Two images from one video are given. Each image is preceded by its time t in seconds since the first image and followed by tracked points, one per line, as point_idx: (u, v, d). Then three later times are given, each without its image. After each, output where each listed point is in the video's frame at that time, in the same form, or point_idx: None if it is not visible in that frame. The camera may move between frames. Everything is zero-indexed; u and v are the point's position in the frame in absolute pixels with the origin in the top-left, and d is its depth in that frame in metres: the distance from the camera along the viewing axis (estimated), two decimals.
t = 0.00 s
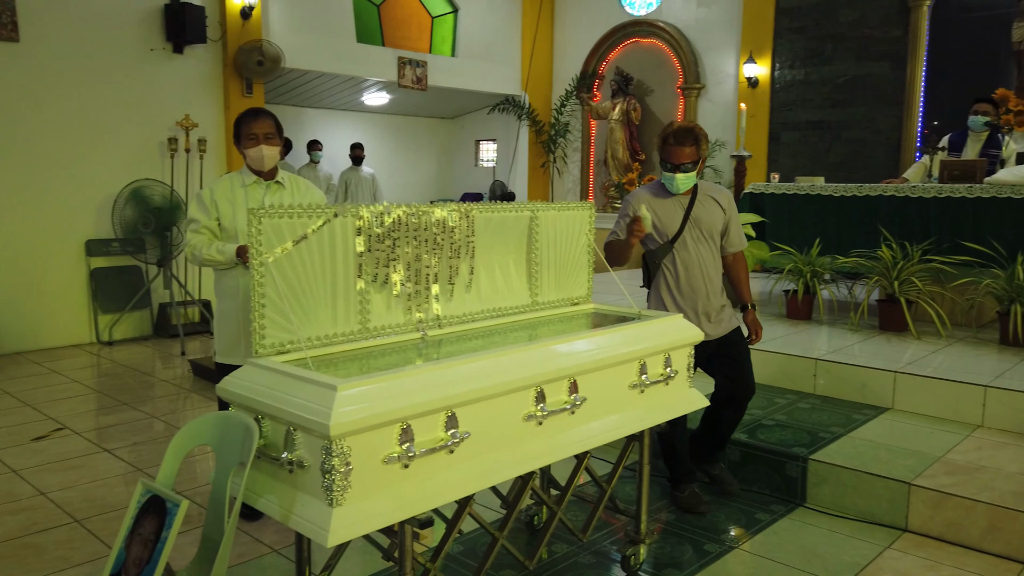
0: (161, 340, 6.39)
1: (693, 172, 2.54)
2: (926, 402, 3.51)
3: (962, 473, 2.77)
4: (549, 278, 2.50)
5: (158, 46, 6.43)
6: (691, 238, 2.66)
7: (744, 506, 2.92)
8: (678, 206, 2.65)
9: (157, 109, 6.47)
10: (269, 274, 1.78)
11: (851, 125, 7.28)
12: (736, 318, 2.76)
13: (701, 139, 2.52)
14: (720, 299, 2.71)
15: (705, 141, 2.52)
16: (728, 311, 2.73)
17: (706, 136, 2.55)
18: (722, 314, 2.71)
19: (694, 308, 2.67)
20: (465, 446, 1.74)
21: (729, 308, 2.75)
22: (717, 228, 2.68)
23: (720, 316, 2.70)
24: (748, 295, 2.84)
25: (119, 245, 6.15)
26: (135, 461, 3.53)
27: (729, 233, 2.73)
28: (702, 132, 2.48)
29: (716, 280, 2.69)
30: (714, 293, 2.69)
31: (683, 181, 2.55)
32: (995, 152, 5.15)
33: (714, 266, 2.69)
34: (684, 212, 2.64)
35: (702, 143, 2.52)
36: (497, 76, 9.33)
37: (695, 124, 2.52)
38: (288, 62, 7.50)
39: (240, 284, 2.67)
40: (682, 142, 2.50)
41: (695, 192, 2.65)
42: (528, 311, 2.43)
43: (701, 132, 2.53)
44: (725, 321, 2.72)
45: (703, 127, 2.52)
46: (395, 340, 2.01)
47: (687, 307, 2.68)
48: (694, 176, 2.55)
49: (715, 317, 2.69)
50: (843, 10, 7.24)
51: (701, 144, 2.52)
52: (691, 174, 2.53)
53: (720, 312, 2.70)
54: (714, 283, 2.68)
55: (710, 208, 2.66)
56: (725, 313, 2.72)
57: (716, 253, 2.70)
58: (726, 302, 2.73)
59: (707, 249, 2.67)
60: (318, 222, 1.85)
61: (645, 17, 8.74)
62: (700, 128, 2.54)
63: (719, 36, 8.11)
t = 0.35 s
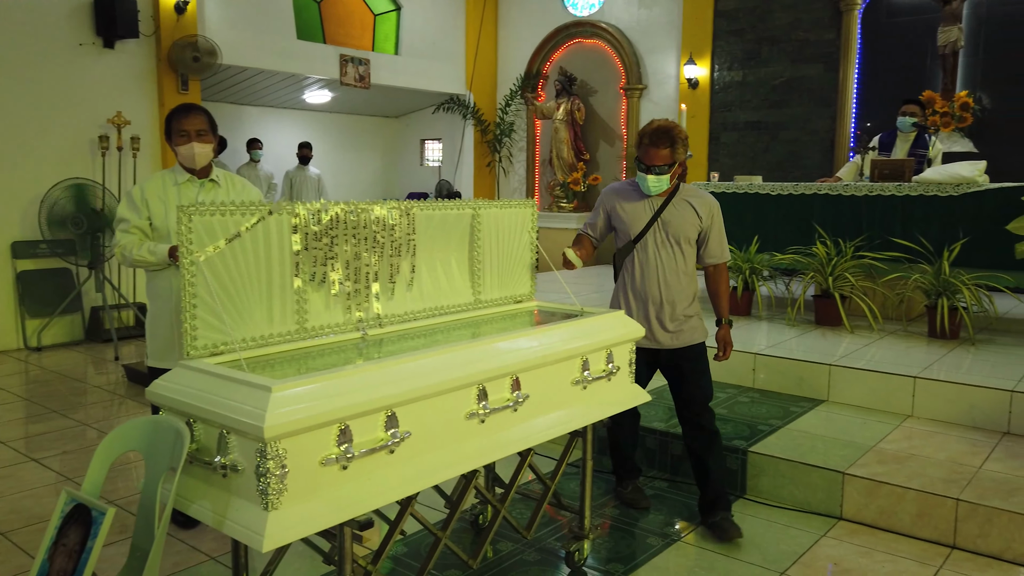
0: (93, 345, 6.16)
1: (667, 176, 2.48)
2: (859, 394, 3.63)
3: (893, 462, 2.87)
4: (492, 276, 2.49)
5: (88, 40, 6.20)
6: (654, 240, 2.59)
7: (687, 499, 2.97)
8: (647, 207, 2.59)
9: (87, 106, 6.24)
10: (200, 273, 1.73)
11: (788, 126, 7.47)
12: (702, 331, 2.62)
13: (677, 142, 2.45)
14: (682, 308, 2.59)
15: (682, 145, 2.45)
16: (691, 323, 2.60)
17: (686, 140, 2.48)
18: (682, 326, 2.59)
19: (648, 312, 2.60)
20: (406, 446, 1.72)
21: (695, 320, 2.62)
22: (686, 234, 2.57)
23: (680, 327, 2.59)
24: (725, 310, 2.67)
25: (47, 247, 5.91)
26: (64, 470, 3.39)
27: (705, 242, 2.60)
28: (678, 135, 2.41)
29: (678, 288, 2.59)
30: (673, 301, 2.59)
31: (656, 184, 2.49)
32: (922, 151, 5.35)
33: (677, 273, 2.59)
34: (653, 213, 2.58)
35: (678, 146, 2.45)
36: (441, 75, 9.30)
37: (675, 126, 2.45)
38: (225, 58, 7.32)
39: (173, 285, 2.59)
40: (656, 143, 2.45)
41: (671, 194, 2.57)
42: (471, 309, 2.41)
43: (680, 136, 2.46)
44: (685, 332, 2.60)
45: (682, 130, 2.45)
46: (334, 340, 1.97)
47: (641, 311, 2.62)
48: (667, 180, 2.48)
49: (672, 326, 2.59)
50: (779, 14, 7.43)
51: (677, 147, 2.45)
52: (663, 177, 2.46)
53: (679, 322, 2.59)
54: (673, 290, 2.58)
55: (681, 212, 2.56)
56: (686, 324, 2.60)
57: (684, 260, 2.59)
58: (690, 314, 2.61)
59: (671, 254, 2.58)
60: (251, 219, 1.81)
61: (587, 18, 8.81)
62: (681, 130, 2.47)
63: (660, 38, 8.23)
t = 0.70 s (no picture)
0: (36, 349, 5.96)
1: (657, 171, 2.41)
2: (809, 387, 3.70)
3: (841, 454, 2.93)
4: (447, 273, 2.46)
5: (28, 34, 6.00)
6: (644, 236, 2.50)
7: (642, 495, 2.99)
8: (638, 201, 2.49)
9: (28, 101, 6.04)
10: (141, 272, 1.67)
11: (739, 125, 7.59)
12: (692, 332, 2.51)
13: (668, 135, 2.38)
14: (670, 308, 2.49)
15: (672, 138, 2.37)
16: (681, 324, 2.50)
17: (678, 133, 2.40)
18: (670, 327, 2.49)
19: (633, 311, 2.52)
20: (357, 446, 1.69)
21: (687, 321, 2.50)
22: (678, 230, 2.46)
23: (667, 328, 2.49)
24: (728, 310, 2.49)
25: None
26: (4, 478, 3.27)
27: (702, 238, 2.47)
28: (666, 128, 2.35)
29: (667, 287, 2.48)
30: (661, 300, 2.49)
31: (646, 178, 2.43)
32: (869, 151, 5.49)
33: (666, 270, 2.48)
34: (642, 207, 2.49)
35: (668, 139, 2.38)
36: (395, 72, 9.23)
37: (667, 117, 2.38)
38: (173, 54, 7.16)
39: (116, 285, 2.52)
40: (645, 136, 2.39)
41: (665, 187, 2.47)
42: (425, 307, 2.39)
43: (671, 127, 2.38)
44: (673, 334, 2.50)
45: (672, 122, 2.37)
46: (284, 339, 1.93)
47: (627, 308, 2.54)
48: (656, 174, 2.41)
49: (657, 326, 2.49)
50: (730, 16, 7.54)
51: (667, 139, 2.38)
52: (652, 172, 2.40)
53: (665, 323, 2.49)
54: (661, 289, 2.48)
55: (673, 207, 2.45)
56: (673, 325, 2.49)
57: (675, 257, 2.47)
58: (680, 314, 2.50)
59: (660, 251, 2.48)
60: (195, 216, 1.76)
61: (542, 17, 8.83)
62: (674, 121, 2.39)
63: (615, 38, 8.29)
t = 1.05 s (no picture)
0: None
1: (642, 166, 2.29)
2: (769, 383, 3.75)
3: (800, 447, 2.97)
4: (407, 271, 2.44)
5: None
6: (623, 236, 2.39)
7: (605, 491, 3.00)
8: (620, 199, 2.39)
9: None
10: (88, 270, 1.62)
11: (699, 125, 7.67)
12: (669, 338, 2.40)
13: (653, 129, 2.27)
14: (647, 312, 2.38)
15: (658, 132, 2.26)
16: (658, 329, 2.38)
17: (665, 129, 2.30)
18: (645, 331, 2.38)
19: (610, 313, 2.42)
20: (314, 446, 1.66)
21: (664, 326, 2.39)
22: (658, 231, 2.34)
23: (643, 332, 2.38)
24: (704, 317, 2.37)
25: None
26: None
27: (683, 241, 2.35)
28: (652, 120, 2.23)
29: (645, 289, 2.37)
30: (637, 303, 2.38)
31: (630, 174, 2.31)
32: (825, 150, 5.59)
33: (645, 273, 2.37)
34: (623, 207, 2.38)
35: (653, 132, 2.26)
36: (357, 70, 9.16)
37: (651, 111, 2.28)
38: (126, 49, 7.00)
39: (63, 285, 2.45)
40: (630, 130, 2.27)
41: (648, 186, 2.36)
42: (385, 305, 2.36)
43: (656, 121, 2.28)
44: (649, 338, 2.38)
45: (657, 116, 2.27)
46: (239, 339, 1.89)
47: (604, 310, 2.44)
48: (640, 169, 2.29)
49: (633, 330, 2.39)
50: (690, 16, 7.62)
51: (652, 133, 2.27)
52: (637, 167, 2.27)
53: (641, 326, 2.38)
54: (638, 291, 2.37)
55: (653, 207, 2.34)
56: (650, 329, 2.38)
57: (654, 259, 2.36)
58: (657, 319, 2.38)
59: (639, 252, 2.37)
60: (145, 213, 1.72)
61: (504, 15, 8.82)
62: (658, 115, 2.30)
63: (577, 37, 8.32)
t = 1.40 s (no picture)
0: None
1: (605, 164, 2.19)
2: (738, 380, 3.78)
3: (768, 443, 3.00)
4: (376, 269, 2.41)
5: None
6: (593, 239, 2.28)
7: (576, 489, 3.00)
8: (587, 201, 2.28)
9: None
10: (44, 269, 1.58)
11: (670, 124, 7.72)
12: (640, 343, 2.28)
13: (613, 125, 2.17)
14: (619, 317, 2.26)
15: (618, 128, 2.16)
16: (630, 333, 2.26)
17: (626, 124, 2.19)
18: (617, 336, 2.25)
19: (583, 321, 2.28)
20: (279, 447, 1.64)
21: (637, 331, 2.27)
22: (628, 232, 2.24)
23: (615, 338, 2.25)
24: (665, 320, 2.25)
25: None
26: None
27: (653, 242, 2.25)
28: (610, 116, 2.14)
29: (618, 294, 2.26)
30: (609, 309, 2.25)
31: (593, 175, 2.21)
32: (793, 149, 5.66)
33: (618, 276, 2.25)
34: (591, 209, 2.27)
35: (614, 128, 2.16)
36: (327, 68, 9.10)
37: (609, 108, 2.18)
38: (89, 46, 6.87)
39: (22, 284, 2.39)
40: (589, 129, 2.18)
41: (615, 187, 2.25)
42: (353, 304, 2.33)
43: (615, 117, 2.18)
44: (621, 344, 2.26)
45: (615, 112, 2.17)
46: (204, 338, 1.86)
47: (576, 318, 2.31)
48: (604, 168, 2.19)
49: (605, 336, 2.26)
50: (660, 16, 7.67)
51: (613, 129, 2.16)
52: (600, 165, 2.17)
53: (613, 332, 2.25)
54: (612, 296, 2.25)
55: (623, 207, 2.24)
56: (622, 334, 2.26)
57: (625, 261, 2.25)
58: (629, 324, 2.26)
59: (611, 254, 2.25)
60: (104, 210, 1.68)
61: (476, 14, 8.80)
62: (618, 111, 2.20)
63: (549, 36, 8.34)
